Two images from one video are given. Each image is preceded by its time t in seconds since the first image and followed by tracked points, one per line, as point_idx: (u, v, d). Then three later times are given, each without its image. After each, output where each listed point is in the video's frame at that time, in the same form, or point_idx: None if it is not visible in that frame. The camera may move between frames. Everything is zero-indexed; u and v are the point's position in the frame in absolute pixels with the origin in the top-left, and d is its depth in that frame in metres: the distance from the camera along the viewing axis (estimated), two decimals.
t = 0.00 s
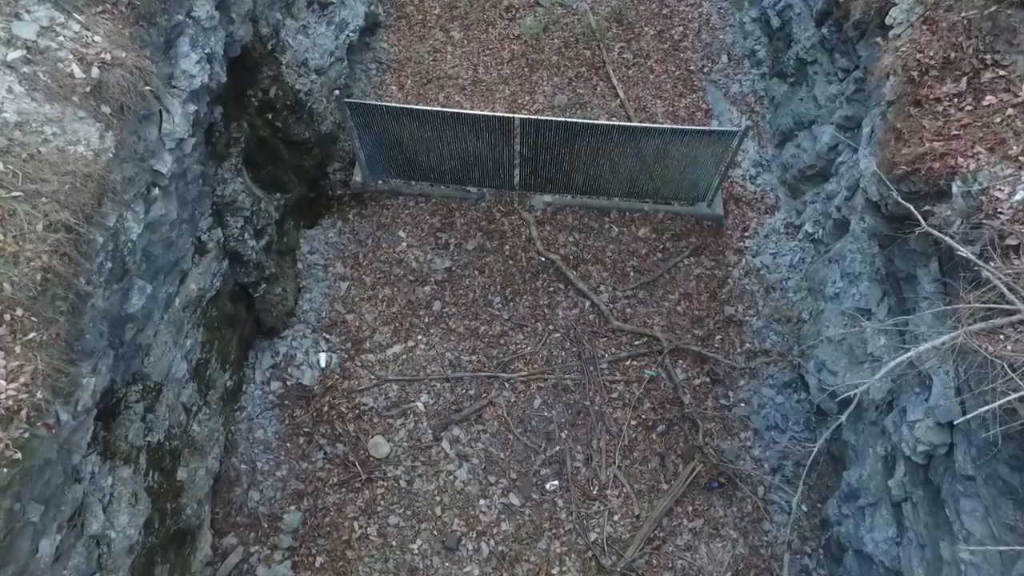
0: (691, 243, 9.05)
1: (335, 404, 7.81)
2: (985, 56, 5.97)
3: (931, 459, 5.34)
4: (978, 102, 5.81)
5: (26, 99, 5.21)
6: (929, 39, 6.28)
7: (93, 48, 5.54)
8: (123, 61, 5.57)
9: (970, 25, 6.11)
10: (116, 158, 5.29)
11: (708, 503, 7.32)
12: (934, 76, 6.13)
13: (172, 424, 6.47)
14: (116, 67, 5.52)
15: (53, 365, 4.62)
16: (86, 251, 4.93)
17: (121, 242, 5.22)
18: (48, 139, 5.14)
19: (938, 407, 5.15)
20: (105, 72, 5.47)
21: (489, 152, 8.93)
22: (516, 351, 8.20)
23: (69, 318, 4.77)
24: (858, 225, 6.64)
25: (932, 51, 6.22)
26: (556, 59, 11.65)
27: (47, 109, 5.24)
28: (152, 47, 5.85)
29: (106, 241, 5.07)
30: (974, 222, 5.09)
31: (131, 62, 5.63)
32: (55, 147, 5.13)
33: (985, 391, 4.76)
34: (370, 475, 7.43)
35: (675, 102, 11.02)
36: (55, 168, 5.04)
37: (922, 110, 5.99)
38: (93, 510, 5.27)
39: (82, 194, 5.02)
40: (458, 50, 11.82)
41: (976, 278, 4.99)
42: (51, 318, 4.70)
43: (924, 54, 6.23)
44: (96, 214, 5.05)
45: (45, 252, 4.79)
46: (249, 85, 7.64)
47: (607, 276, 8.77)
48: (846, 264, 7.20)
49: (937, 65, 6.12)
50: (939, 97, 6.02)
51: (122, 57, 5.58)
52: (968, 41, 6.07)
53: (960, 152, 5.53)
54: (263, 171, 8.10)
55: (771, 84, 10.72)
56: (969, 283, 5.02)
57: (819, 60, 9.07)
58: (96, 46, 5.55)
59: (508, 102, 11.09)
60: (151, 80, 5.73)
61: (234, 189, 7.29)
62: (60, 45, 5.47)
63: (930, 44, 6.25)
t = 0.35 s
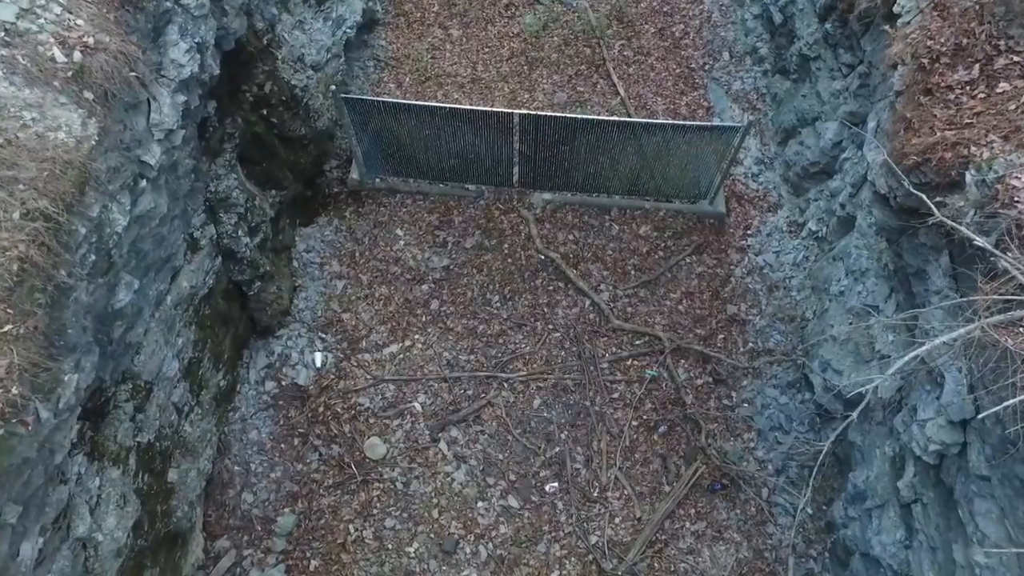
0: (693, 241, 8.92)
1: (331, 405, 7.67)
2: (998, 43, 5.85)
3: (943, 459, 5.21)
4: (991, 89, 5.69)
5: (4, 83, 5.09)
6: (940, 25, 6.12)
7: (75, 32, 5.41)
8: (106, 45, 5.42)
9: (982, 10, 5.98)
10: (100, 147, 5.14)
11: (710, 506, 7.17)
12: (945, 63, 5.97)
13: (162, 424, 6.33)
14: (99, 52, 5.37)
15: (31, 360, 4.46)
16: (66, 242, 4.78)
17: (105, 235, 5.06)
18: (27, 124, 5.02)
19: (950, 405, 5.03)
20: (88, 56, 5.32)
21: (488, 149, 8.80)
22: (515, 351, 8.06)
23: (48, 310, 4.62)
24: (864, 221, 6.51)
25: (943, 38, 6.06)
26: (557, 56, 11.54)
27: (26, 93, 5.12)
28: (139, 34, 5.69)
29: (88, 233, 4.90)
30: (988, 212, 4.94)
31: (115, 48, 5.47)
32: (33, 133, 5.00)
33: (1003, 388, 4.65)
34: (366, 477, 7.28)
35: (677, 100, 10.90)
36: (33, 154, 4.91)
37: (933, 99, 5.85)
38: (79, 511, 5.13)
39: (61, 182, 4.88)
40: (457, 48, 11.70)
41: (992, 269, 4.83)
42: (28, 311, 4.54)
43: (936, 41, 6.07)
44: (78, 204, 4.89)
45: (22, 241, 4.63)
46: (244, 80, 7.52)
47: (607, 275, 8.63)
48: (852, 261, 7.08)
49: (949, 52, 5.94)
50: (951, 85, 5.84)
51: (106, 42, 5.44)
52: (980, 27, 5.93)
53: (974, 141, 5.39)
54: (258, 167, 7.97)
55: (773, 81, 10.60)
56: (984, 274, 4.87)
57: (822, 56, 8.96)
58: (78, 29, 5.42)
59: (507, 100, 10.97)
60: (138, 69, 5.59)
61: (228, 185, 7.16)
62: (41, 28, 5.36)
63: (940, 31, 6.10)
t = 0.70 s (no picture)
0: (695, 239, 8.78)
1: (327, 405, 7.52)
2: (1014, 25, 5.70)
3: (957, 458, 5.07)
4: (1007, 73, 5.54)
5: None
6: (952, 9, 5.93)
7: (56, 13, 5.18)
8: (90, 27, 5.16)
9: None
10: (85, 134, 4.94)
11: (714, 507, 7.02)
12: (958, 47, 5.78)
13: (154, 424, 6.18)
14: (82, 33, 5.11)
15: (11, 353, 4.31)
16: (49, 231, 4.57)
17: (90, 226, 4.88)
18: (6, 108, 4.78)
19: (965, 402, 4.90)
20: (71, 38, 5.08)
21: (487, 145, 8.67)
22: (514, 350, 7.92)
23: (28, 302, 4.44)
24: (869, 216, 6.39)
25: (955, 22, 5.86)
26: (556, 53, 11.43)
27: (4, 75, 4.87)
28: (127, 18, 5.47)
29: (71, 222, 4.71)
30: (1005, 198, 4.81)
31: (99, 30, 5.22)
32: (12, 117, 4.76)
33: (1019, 381, 4.52)
34: (362, 479, 7.12)
35: (678, 97, 10.78)
36: (11, 139, 4.65)
37: (945, 85, 5.65)
38: (66, 513, 4.99)
39: (42, 168, 4.63)
40: (456, 45, 11.59)
41: (1011, 258, 4.67)
42: (6, 302, 4.34)
43: (948, 24, 5.87)
44: (60, 191, 4.68)
45: None
46: (239, 75, 7.37)
47: (608, 272, 8.50)
48: (858, 257, 6.95)
49: (963, 36, 5.78)
50: (964, 70, 5.68)
51: (90, 24, 5.18)
52: (995, 10, 5.78)
53: (989, 127, 5.18)
54: (253, 163, 7.82)
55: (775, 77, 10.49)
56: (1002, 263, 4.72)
57: (826, 50, 8.85)
58: (59, 11, 5.20)
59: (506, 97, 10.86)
60: (125, 54, 5.38)
61: (221, 180, 7.03)
62: (20, 9, 5.12)
63: (953, 15, 5.89)
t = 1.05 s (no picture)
0: (698, 235, 8.66)
1: (324, 404, 7.38)
2: None
3: (973, 454, 4.93)
4: None
5: None
6: None
7: None
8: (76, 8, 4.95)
9: None
10: (71, 120, 4.73)
11: (720, 508, 6.88)
12: (974, 30, 5.64)
13: (147, 423, 6.04)
14: (68, 14, 4.91)
15: None
16: (34, 220, 4.39)
17: (77, 215, 4.70)
18: None
19: (982, 396, 4.76)
20: (55, 19, 4.87)
21: (487, 141, 8.55)
22: (515, 348, 7.78)
23: (11, 295, 4.28)
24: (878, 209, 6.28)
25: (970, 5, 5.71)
26: (556, 50, 11.33)
27: None
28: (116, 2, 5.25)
29: (56, 210, 4.52)
30: None
31: (86, 11, 5.00)
32: None
33: None
34: (361, 479, 6.98)
35: (679, 93, 10.67)
36: None
37: (959, 69, 5.52)
38: (55, 514, 4.85)
39: (25, 151, 4.42)
40: (455, 42, 11.48)
41: None
42: None
43: (962, 7, 5.72)
44: (44, 176, 4.49)
45: None
46: (235, 68, 7.25)
47: (610, 269, 8.37)
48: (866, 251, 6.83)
49: (979, 19, 5.61)
50: (980, 54, 5.52)
51: (76, 5, 4.97)
52: None
53: (1007, 111, 5.00)
54: (249, 159, 7.69)
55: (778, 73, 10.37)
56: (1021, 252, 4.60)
57: (830, 45, 8.75)
58: None
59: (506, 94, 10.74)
60: (113, 37, 5.17)
61: (217, 175, 6.90)
62: None
63: None
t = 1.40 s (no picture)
0: (701, 252, 8.55)
1: (321, 424, 7.19)
2: None
3: (996, 473, 4.75)
4: None
5: None
6: None
7: None
8: (68, 9, 4.66)
9: None
10: (61, 123, 4.47)
11: (729, 531, 6.65)
12: (984, 35, 5.51)
13: (137, 443, 5.84)
14: (61, 15, 4.64)
15: None
16: (21, 226, 4.13)
17: (65, 223, 4.46)
18: None
19: (1005, 411, 4.60)
20: (46, 19, 4.60)
21: (488, 157, 8.49)
22: (516, 367, 7.61)
23: None
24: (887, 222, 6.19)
25: (982, 8, 5.57)
26: (556, 69, 11.36)
27: None
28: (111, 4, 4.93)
29: (44, 216, 4.26)
30: None
31: (79, 12, 4.68)
32: None
33: None
34: (357, 502, 6.76)
35: (680, 111, 10.67)
36: None
37: (970, 74, 5.43)
38: (37, 538, 4.65)
39: (10, 153, 4.14)
40: (456, 61, 11.51)
41: None
42: None
43: (973, 11, 5.60)
44: (32, 181, 4.23)
45: None
46: (234, 84, 7.22)
47: (613, 286, 8.25)
48: (874, 266, 6.71)
49: (989, 23, 5.49)
50: (991, 58, 5.40)
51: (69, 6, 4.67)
52: None
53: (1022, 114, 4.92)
54: (247, 174, 7.60)
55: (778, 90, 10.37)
56: None
57: (831, 61, 8.75)
58: None
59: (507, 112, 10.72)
60: (106, 40, 4.88)
61: (214, 190, 6.80)
62: None
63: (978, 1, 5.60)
